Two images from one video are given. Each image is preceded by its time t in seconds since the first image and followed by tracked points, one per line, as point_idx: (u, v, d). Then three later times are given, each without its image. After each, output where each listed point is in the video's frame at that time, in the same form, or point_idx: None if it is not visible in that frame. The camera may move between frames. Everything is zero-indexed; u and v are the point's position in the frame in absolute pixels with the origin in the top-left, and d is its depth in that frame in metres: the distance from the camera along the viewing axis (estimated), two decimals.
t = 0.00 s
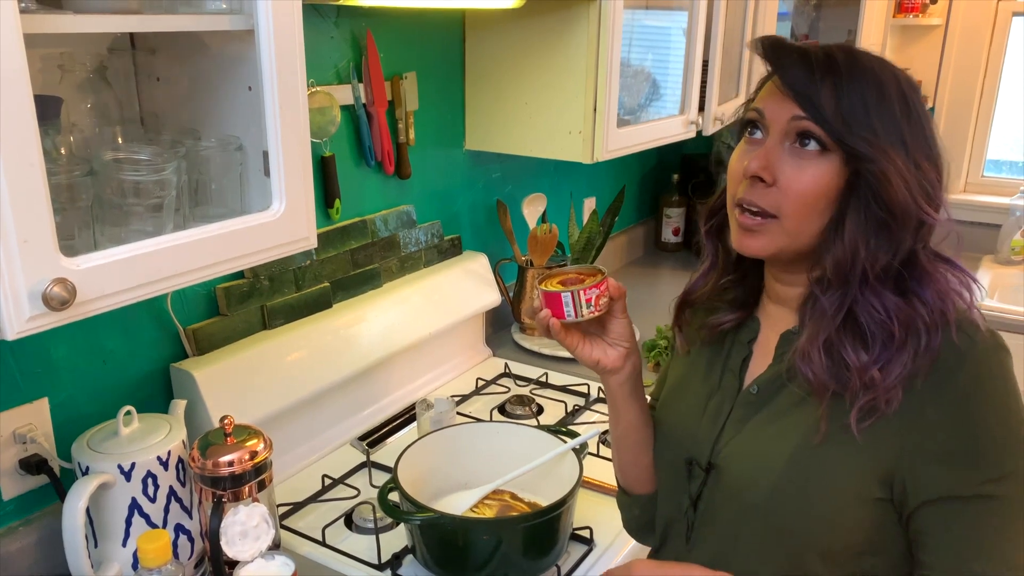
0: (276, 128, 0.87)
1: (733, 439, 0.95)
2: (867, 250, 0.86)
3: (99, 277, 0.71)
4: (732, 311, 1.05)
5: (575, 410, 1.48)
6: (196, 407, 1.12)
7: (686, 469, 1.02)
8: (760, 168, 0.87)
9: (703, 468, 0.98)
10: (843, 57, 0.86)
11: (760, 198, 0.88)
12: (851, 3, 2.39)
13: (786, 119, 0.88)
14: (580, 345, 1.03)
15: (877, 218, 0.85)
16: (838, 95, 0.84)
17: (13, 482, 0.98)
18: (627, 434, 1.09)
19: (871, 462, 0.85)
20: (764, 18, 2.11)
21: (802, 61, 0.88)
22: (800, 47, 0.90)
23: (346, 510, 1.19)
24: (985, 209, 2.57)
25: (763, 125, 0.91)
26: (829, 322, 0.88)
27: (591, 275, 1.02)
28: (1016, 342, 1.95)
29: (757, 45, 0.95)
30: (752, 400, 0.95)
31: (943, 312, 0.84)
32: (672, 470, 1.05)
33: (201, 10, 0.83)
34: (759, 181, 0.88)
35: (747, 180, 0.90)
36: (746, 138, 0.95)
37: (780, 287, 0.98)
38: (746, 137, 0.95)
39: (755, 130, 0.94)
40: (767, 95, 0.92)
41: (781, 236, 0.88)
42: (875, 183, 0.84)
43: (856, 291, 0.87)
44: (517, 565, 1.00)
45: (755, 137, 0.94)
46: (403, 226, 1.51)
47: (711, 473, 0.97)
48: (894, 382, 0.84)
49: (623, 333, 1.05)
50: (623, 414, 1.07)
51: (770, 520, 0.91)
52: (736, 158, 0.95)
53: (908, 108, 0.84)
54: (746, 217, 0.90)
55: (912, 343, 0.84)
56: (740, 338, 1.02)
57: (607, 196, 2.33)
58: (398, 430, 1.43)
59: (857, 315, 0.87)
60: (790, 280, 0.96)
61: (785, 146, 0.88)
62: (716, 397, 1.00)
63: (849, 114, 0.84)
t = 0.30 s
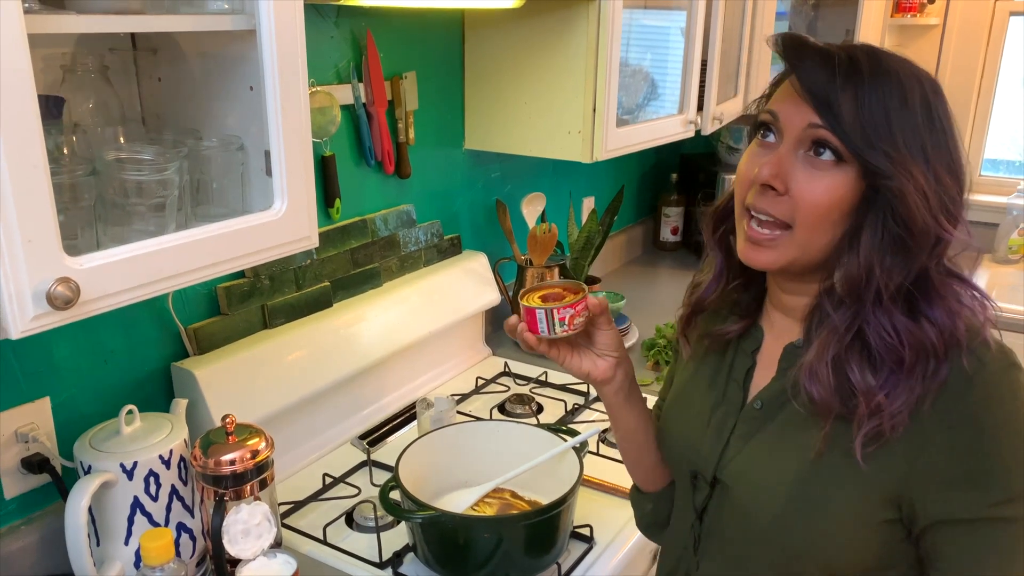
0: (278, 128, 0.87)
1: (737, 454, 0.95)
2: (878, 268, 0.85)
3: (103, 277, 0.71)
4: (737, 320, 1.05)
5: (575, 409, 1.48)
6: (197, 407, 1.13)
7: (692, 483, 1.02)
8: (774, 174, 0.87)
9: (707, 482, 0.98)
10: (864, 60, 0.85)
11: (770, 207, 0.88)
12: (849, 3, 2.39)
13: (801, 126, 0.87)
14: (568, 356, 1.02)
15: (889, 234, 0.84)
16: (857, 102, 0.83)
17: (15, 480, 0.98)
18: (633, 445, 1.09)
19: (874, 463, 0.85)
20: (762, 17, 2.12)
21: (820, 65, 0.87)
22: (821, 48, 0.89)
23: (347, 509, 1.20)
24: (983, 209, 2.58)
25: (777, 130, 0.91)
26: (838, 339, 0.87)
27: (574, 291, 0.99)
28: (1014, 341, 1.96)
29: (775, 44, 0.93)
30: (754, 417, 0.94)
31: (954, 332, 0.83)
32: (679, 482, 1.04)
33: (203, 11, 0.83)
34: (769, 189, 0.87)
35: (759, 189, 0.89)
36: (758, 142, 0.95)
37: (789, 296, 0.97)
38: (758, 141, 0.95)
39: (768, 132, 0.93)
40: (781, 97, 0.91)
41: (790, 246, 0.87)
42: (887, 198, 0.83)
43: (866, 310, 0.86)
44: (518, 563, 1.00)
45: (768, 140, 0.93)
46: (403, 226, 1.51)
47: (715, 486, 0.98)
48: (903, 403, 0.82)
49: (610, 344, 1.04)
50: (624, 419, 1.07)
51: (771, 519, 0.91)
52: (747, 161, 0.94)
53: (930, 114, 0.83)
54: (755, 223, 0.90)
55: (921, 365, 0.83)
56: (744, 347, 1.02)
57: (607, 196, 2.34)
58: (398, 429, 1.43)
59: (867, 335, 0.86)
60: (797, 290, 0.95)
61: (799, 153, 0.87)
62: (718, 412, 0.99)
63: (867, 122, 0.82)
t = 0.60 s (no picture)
0: (282, 127, 0.88)
1: (767, 452, 0.93)
2: (924, 270, 0.84)
3: (111, 274, 0.72)
4: (753, 318, 1.02)
5: (575, 407, 1.49)
6: (201, 404, 1.14)
7: (715, 481, 0.99)
8: (806, 181, 0.86)
9: (735, 478, 0.96)
10: (895, 66, 0.85)
11: (803, 213, 0.87)
12: (846, 2, 2.40)
13: (834, 134, 0.86)
14: (582, 356, 1.02)
15: (933, 237, 0.83)
16: (889, 108, 0.83)
17: (21, 476, 0.99)
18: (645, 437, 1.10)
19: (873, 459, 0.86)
20: (761, 18, 2.13)
21: (852, 72, 0.86)
22: (850, 56, 0.89)
23: (349, 505, 1.21)
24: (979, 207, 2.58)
25: (807, 137, 0.90)
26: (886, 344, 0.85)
27: (596, 298, 1.00)
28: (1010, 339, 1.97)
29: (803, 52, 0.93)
30: (785, 416, 0.93)
31: (999, 333, 0.83)
32: (697, 479, 1.02)
33: (209, 11, 0.84)
34: (803, 196, 0.87)
35: (791, 194, 0.88)
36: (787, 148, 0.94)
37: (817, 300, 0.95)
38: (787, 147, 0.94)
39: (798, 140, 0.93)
40: (810, 104, 0.91)
41: (822, 252, 0.87)
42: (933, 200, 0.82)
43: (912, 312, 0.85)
44: (520, 558, 1.01)
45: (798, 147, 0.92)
46: (404, 224, 1.52)
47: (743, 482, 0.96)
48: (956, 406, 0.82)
49: (625, 345, 1.04)
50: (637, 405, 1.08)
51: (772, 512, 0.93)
52: (777, 167, 0.93)
53: (962, 118, 0.83)
54: (786, 228, 0.89)
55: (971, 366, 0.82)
56: (767, 343, 0.99)
57: (605, 195, 2.35)
58: (400, 426, 1.44)
59: (914, 338, 0.85)
60: (825, 293, 0.94)
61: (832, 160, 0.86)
62: (748, 407, 0.97)
63: (900, 128, 0.82)
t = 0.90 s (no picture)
0: (280, 125, 0.88)
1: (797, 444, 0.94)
2: (953, 255, 0.88)
3: (111, 271, 0.72)
4: (762, 318, 1.00)
5: (571, 404, 1.50)
6: (199, 401, 1.14)
7: (744, 476, 0.99)
8: (836, 184, 0.86)
9: (765, 472, 0.96)
10: (910, 69, 0.87)
11: (831, 214, 0.87)
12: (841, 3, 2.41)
13: (857, 137, 0.87)
14: (577, 362, 1.03)
15: (958, 222, 0.87)
16: (912, 109, 0.84)
17: (20, 474, 0.99)
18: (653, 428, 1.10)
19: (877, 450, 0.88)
20: (756, 17, 2.14)
21: (870, 76, 0.87)
22: (864, 60, 0.90)
23: (347, 502, 1.21)
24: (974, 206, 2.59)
25: (826, 141, 0.90)
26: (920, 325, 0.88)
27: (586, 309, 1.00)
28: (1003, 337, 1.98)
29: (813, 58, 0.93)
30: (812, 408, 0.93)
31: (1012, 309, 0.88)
32: (717, 477, 1.01)
33: (207, 10, 0.85)
34: (833, 201, 0.86)
35: (816, 196, 0.88)
36: (799, 151, 0.94)
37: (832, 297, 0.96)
38: (799, 151, 0.94)
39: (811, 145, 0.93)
40: (824, 107, 0.91)
41: (849, 251, 0.87)
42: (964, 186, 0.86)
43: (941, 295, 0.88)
44: (518, 554, 1.02)
45: (812, 152, 0.92)
46: (401, 223, 1.52)
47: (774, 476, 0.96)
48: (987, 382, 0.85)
49: (621, 348, 1.03)
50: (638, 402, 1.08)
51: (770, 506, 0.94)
52: (792, 171, 0.93)
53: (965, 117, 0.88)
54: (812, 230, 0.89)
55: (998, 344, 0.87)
56: (779, 341, 0.98)
57: (602, 194, 2.35)
58: (397, 424, 1.45)
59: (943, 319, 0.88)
60: (842, 289, 0.95)
61: (855, 163, 0.87)
62: (769, 404, 0.97)
63: (923, 127, 0.84)
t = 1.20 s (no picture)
0: (275, 125, 0.88)
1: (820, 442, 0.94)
2: (947, 254, 0.87)
3: (105, 270, 0.72)
4: (780, 318, 0.99)
5: (567, 403, 1.50)
6: (194, 401, 1.14)
7: (769, 473, 0.98)
8: (803, 204, 0.87)
9: (792, 469, 0.96)
10: (868, 78, 0.86)
11: (805, 229, 0.88)
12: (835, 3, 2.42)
13: (818, 153, 0.87)
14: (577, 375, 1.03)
15: (937, 222, 0.85)
16: (868, 122, 0.84)
17: (15, 474, 0.99)
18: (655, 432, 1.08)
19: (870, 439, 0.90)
20: (751, 18, 2.14)
21: (824, 94, 0.87)
22: (826, 79, 0.90)
23: (343, 501, 1.21)
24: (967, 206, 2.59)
25: (795, 160, 0.90)
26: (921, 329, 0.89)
27: (592, 327, 0.99)
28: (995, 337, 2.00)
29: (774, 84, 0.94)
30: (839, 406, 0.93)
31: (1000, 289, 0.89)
32: (740, 476, 1.00)
33: (201, 10, 0.85)
34: (802, 214, 0.87)
35: (790, 215, 0.89)
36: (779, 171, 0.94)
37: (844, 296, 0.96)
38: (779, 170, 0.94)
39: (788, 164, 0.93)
40: (794, 129, 0.91)
41: (832, 262, 0.87)
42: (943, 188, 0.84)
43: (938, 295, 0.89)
44: (514, 553, 1.02)
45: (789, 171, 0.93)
46: (396, 223, 1.53)
47: (800, 472, 0.96)
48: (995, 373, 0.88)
49: (623, 363, 1.02)
50: (640, 414, 1.06)
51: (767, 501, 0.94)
52: (773, 191, 0.93)
53: (945, 110, 0.84)
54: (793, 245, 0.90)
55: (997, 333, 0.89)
56: (797, 342, 0.98)
57: (597, 194, 2.36)
58: (393, 423, 1.45)
59: (941, 319, 0.90)
60: (849, 286, 0.95)
61: (821, 176, 0.87)
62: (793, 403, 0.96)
63: (882, 138, 0.83)
